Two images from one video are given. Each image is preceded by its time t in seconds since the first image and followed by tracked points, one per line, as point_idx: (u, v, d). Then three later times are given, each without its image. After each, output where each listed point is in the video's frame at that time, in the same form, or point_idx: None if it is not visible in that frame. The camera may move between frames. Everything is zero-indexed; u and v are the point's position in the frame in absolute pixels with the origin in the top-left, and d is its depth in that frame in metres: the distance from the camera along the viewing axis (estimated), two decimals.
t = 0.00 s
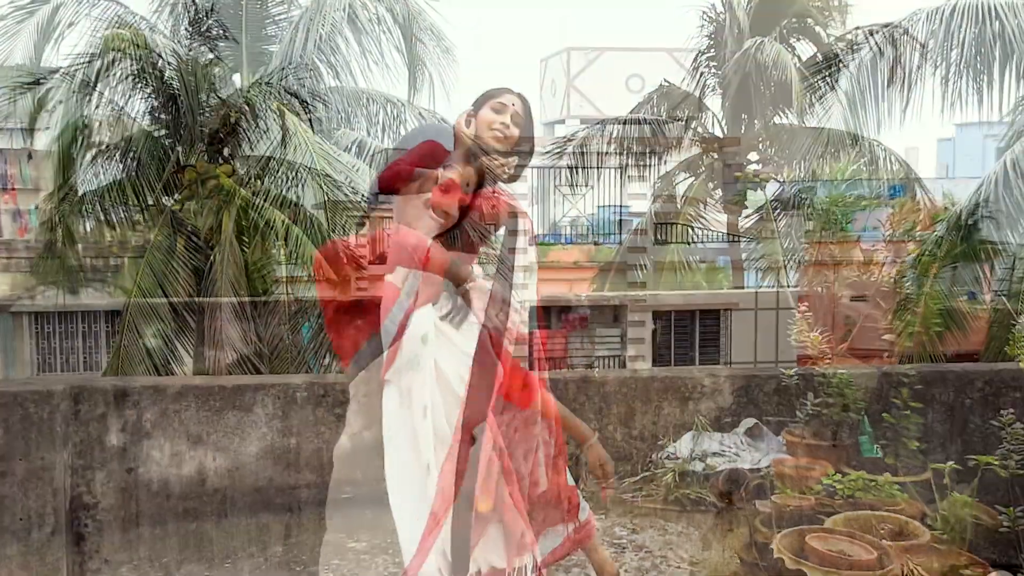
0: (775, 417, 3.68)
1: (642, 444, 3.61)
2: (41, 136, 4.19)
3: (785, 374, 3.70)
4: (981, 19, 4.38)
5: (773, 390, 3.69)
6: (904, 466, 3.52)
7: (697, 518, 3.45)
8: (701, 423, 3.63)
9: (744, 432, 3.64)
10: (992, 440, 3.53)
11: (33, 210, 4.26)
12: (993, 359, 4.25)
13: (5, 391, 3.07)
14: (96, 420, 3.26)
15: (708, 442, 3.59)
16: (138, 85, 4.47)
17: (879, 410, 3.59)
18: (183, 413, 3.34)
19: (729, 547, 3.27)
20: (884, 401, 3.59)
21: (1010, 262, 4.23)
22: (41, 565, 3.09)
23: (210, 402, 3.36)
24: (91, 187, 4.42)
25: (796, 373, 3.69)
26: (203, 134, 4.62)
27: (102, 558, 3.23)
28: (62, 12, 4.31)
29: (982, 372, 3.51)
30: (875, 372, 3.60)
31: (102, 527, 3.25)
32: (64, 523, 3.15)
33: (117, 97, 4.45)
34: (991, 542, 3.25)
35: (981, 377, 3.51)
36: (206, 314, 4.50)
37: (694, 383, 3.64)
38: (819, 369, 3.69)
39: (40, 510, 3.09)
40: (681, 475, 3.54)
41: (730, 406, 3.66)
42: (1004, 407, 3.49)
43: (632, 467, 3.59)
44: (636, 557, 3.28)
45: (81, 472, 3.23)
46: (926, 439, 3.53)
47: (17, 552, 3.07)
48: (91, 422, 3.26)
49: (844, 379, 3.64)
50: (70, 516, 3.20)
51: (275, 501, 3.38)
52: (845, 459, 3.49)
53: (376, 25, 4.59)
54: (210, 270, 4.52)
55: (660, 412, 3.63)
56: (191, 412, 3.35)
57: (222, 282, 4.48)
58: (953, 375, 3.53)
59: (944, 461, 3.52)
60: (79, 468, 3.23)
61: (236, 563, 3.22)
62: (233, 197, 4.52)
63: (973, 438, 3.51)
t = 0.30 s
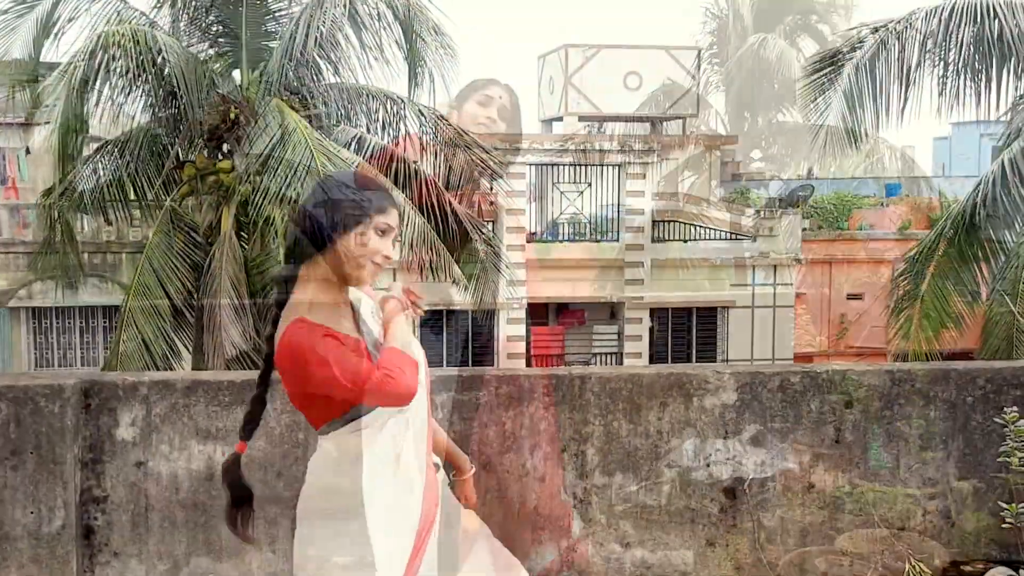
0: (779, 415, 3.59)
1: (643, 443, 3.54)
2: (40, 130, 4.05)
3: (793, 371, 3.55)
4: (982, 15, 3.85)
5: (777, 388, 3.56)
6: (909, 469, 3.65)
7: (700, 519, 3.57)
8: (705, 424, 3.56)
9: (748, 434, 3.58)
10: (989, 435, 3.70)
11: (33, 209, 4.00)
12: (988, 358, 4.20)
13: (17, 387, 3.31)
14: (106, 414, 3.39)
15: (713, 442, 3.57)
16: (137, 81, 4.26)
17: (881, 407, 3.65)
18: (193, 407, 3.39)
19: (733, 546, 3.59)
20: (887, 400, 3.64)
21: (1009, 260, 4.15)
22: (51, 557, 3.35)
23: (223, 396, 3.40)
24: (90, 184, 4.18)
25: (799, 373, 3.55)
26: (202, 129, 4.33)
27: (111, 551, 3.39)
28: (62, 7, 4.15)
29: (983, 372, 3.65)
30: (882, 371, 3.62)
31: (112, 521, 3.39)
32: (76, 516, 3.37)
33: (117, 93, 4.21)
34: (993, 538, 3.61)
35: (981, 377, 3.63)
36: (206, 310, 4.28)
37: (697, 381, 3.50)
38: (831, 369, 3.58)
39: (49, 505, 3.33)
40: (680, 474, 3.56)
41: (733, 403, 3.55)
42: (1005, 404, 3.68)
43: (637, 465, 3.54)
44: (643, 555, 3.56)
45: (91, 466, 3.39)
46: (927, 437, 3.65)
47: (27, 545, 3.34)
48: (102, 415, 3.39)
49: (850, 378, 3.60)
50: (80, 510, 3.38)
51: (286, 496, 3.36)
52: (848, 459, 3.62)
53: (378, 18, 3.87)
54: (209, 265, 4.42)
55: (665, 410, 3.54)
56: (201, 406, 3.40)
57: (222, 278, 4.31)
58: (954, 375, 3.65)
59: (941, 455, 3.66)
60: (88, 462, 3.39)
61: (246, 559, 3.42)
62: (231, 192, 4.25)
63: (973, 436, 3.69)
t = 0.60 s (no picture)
0: (791, 409, 3.36)
1: (652, 436, 3.32)
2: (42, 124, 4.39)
3: (802, 364, 3.36)
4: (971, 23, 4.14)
5: (786, 381, 3.36)
6: (917, 463, 3.38)
7: (707, 512, 3.35)
8: (715, 417, 3.34)
9: (758, 428, 3.35)
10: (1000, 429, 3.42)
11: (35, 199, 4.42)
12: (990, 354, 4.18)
13: (30, 374, 3.10)
14: (118, 404, 3.23)
15: (722, 433, 3.34)
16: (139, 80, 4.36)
17: (890, 401, 3.38)
18: (205, 397, 3.24)
19: (742, 539, 3.36)
20: (900, 391, 3.38)
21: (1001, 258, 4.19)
22: (64, 548, 3.12)
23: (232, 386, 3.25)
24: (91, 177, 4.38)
25: (808, 366, 3.36)
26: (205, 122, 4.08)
27: (124, 541, 3.23)
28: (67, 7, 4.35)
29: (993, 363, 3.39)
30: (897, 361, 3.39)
31: (125, 511, 3.22)
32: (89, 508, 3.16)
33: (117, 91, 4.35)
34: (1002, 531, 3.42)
35: (990, 369, 3.39)
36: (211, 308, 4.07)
37: (706, 372, 3.33)
38: (839, 363, 3.37)
39: (64, 493, 3.11)
40: (689, 467, 3.33)
41: (742, 396, 3.34)
42: (1015, 399, 3.39)
43: (647, 458, 3.32)
44: (651, 548, 3.34)
45: (104, 456, 3.21)
46: (936, 429, 3.39)
47: (41, 535, 3.11)
48: (114, 405, 3.23)
49: (861, 372, 3.36)
50: (92, 500, 3.19)
51: (294, 485, 3.26)
52: (857, 452, 3.37)
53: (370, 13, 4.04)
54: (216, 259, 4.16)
55: (674, 405, 3.33)
56: (213, 395, 3.25)
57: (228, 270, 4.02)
58: (963, 368, 3.39)
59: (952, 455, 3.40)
60: (101, 452, 3.21)
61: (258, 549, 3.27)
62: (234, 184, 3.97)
63: (982, 430, 3.40)
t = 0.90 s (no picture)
0: (794, 403, 3.38)
1: (656, 429, 3.34)
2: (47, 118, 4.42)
3: (806, 359, 3.38)
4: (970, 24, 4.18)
5: (790, 375, 3.38)
6: (919, 458, 3.40)
7: (710, 505, 3.36)
8: (719, 410, 3.35)
9: (761, 422, 3.36)
10: (1000, 425, 3.44)
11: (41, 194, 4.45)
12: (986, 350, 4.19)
13: (38, 365, 3.10)
14: (124, 395, 3.23)
15: (725, 427, 3.35)
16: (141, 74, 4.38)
17: (892, 395, 3.40)
18: (211, 389, 3.26)
19: (744, 532, 3.38)
20: (900, 387, 3.40)
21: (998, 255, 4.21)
22: (71, 538, 3.13)
23: (239, 378, 3.26)
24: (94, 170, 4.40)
25: (812, 360, 3.37)
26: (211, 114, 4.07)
27: (130, 532, 3.24)
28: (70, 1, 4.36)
29: (994, 359, 3.41)
30: (898, 357, 3.41)
31: (131, 501, 3.24)
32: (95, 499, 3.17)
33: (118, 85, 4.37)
34: (1002, 527, 3.44)
35: (992, 365, 3.41)
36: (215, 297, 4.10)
37: (710, 366, 3.34)
38: (842, 357, 3.38)
39: (70, 484, 3.12)
40: (692, 460, 3.35)
41: (745, 390, 3.36)
42: (1016, 394, 3.40)
43: (651, 451, 3.34)
44: (655, 540, 3.35)
45: (110, 446, 3.22)
46: (938, 424, 3.41)
47: (48, 525, 3.12)
48: (121, 396, 3.24)
49: (864, 366, 3.38)
50: (99, 490, 3.20)
51: (300, 476, 3.28)
52: (859, 447, 3.39)
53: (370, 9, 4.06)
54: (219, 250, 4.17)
55: (678, 399, 3.34)
56: (220, 387, 3.26)
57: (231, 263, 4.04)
58: (964, 363, 3.41)
59: (953, 450, 3.41)
60: (108, 442, 3.22)
61: (264, 540, 3.28)
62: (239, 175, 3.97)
63: (984, 425, 3.42)
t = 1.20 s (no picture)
0: (786, 404, 3.38)
1: (648, 429, 3.34)
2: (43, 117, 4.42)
3: (798, 360, 3.38)
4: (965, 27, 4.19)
5: (781, 376, 3.39)
6: (909, 459, 3.41)
7: (701, 505, 3.37)
8: (711, 411, 3.36)
9: (752, 422, 3.37)
10: (991, 426, 3.45)
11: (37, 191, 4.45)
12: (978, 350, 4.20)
13: (30, 363, 3.10)
14: (117, 393, 3.23)
15: (717, 428, 3.36)
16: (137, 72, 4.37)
17: (883, 396, 3.41)
18: (204, 388, 3.25)
19: (736, 532, 3.39)
20: (891, 388, 3.41)
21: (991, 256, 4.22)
22: (62, 537, 3.12)
23: (231, 377, 3.26)
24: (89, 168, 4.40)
25: (803, 361, 3.38)
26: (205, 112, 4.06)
27: (121, 531, 3.24)
28: None
29: (985, 361, 3.42)
30: (890, 358, 3.42)
31: (123, 501, 3.24)
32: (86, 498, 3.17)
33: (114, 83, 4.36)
34: (991, 527, 3.46)
35: (983, 366, 3.42)
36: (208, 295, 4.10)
37: (702, 367, 3.35)
38: (834, 358, 3.40)
39: (61, 483, 3.12)
40: (683, 461, 3.36)
41: (737, 391, 3.36)
42: (1007, 396, 3.42)
43: (643, 451, 3.34)
44: (646, 540, 3.36)
45: (102, 445, 3.22)
46: (929, 426, 3.42)
47: (39, 524, 3.12)
48: (113, 395, 3.23)
49: (856, 367, 3.39)
50: (90, 489, 3.20)
51: (293, 476, 3.28)
52: (850, 447, 3.40)
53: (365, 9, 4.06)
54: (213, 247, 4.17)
55: (670, 399, 3.35)
56: (212, 386, 3.26)
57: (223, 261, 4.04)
58: (955, 364, 3.42)
59: (943, 451, 3.42)
60: (100, 441, 3.22)
61: (255, 540, 3.28)
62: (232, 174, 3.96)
63: (974, 426, 3.43)
